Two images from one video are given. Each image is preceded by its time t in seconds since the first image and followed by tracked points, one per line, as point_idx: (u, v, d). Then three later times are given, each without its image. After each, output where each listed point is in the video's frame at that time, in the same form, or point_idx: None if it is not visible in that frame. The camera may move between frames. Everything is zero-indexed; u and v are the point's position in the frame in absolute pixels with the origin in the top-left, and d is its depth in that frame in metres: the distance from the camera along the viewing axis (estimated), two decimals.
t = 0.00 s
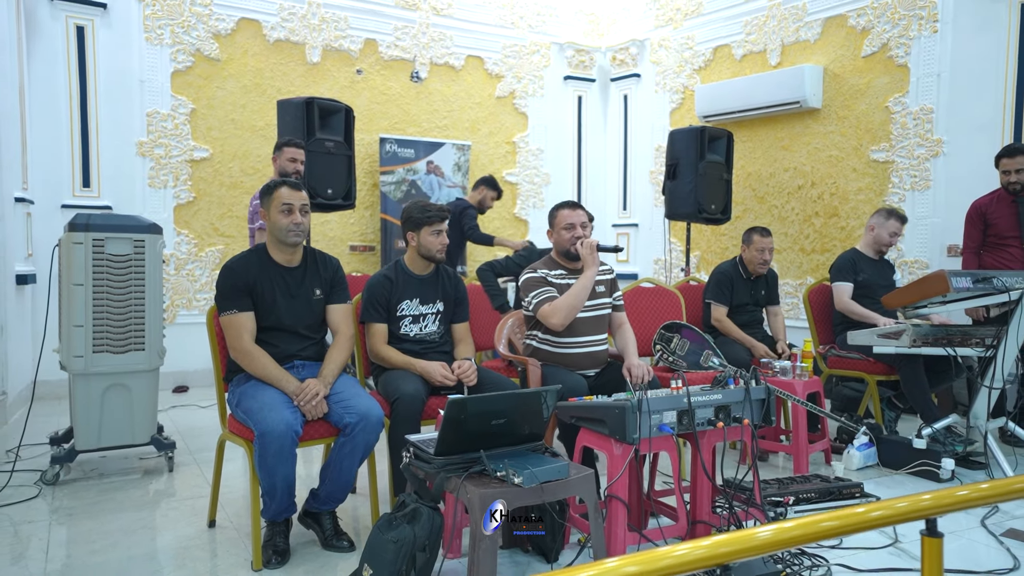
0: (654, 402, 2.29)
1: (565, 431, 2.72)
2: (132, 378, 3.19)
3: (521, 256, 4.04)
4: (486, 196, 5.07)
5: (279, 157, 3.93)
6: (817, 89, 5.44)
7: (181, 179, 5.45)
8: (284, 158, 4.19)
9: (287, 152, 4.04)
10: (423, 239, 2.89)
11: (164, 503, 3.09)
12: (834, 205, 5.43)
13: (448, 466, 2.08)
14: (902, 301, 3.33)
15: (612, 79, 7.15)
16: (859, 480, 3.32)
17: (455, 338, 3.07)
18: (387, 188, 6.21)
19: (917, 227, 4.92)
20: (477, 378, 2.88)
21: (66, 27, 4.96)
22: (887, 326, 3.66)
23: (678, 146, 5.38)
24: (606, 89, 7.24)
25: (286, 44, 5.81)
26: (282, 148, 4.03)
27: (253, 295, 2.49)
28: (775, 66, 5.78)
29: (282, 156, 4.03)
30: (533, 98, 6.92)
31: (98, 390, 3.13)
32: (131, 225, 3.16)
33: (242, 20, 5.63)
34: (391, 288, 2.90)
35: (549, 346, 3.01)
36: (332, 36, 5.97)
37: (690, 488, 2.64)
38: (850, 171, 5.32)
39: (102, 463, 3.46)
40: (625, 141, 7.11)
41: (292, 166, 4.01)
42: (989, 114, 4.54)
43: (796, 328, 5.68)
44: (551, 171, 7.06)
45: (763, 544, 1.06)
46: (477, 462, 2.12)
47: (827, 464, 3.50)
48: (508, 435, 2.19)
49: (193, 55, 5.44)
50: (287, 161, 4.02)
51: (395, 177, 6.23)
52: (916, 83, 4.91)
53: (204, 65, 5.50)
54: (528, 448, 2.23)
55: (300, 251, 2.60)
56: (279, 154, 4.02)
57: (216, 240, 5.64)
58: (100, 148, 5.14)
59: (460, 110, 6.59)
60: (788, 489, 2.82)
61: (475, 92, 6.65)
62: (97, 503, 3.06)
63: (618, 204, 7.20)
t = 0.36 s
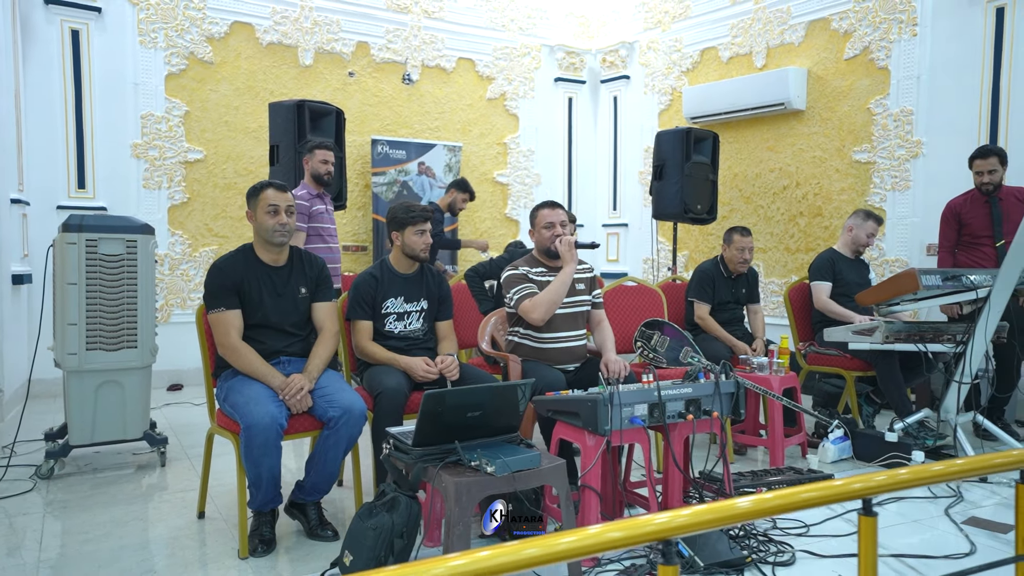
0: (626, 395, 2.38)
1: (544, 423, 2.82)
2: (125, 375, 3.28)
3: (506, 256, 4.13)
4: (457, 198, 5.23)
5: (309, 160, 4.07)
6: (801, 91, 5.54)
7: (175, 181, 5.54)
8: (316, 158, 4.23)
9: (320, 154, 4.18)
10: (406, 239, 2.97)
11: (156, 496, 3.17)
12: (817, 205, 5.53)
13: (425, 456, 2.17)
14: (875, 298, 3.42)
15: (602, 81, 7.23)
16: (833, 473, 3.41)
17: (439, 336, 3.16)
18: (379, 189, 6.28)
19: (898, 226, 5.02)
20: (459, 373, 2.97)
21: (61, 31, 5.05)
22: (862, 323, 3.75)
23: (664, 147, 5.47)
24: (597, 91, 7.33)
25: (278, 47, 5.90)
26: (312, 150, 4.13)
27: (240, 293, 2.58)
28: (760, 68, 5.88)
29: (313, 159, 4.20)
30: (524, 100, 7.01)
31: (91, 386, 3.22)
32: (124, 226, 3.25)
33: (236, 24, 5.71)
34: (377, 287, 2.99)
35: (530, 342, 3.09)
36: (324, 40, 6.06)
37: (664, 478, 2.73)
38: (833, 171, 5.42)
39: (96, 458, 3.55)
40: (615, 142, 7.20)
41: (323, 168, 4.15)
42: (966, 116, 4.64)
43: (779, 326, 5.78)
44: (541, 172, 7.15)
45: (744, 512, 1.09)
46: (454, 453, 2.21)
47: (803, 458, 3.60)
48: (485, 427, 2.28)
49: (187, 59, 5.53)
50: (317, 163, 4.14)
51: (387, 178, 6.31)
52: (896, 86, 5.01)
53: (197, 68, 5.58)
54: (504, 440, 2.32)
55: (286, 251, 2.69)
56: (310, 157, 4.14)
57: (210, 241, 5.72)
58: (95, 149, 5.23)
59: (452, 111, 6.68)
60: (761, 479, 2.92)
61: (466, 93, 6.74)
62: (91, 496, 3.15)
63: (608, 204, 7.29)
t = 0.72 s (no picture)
0: (585, 390, 2.43)
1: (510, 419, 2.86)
2: (102, 373, 3.32)
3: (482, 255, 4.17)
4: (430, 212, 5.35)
5: (326, 165, 4.19)
6: (780, 92, 5.59)
7: (160, 181, 5.58)
8: (332, 161, 4.27)
9: (334, 158, 4.29)
10: (376, 238, 3.02)
11: (131, 493, 3.22)
12: (797, 204, 5.58)
13: (387, 450, 2.22)
14: (843, 296, 3.47)
15: (587, 82, 7.28)
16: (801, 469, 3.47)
17: (410, 333, 3.21)
18: (364, 189, 6.32)
19: (875, 225, 5.08)
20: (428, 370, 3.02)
21: (44, 33, 5.08)
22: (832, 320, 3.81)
23: (645, 147, 5.51)
24: (582, 91, 7.38)
25: (263, 48, 5.94)
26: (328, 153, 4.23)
27: (209, 291, 2.62)
28: (742, 69, 5.93)
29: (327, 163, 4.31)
30: (509, 101, 7.05)
31: (68, 384, 3.26)
32: (100, 226, 3.29)
33: (220, 25, 5.76)
34: (347, 285, 3.03)
35: (499, 339, 3.14)
36: (309, 41, 6.10)
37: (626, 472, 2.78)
38: (813, 171, 5.47)
39: (75, 456, 3.59)
40: (600, 142, 7.25)
41: (339, 173, 4.27)
42: (940, 116, 4.69)
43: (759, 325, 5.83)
44: (527, 172, 7.20)
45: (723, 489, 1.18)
46: (414, 447, 2.26)
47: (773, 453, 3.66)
48: (445, 421, 2.33)
49: (171, 60, 5.57)
50: (333, 165, 4.27)
51: (372, 178, 6.35)
52: (873, 86, 5.07)
53: (182, 69, 5.63)
54: (464, 434, 2.37)
55: (255, 250, 2.73)
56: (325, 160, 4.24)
57: (195, 240, 5.76)
58: (79, 151, 5.27)
59: (437, 112, 6.72)
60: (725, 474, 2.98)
61: (451, 94, 6.78)
62: (67, 493, 3.19)
63: (593, 204, 7.35)
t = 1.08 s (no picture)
0: (556, 388, 2.37)
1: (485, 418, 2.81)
2: (77, 370, 3.28)
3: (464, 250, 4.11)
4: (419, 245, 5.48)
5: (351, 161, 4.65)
6: (774, 86, 5.52)
7: (148, 177, 5.55)
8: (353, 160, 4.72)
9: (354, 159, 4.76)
10: (350, 233, 2.99)
11: (106, 491, 3.17)
12: (791, 200, 5.51)
13: (350, 448, 2.16)
14: (831, 292, 3.40)
15: (582, 77, 7.23)
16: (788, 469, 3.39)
17: (386, 329, 3.17)
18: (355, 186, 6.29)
19: (870, 221, 5.00)
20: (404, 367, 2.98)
21: (31, 28, 5.04)
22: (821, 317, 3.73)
23: (637, 142, 5.44)
24: (576, 87, 7.32)
25: (253, 44, 5.90)
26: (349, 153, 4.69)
27: (177, 286, 2.57)
28: (736, 63, 5.86)
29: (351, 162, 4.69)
30: (503, 96, 7.00)
31: (42, 382, 3.21)
32: (75, 220, 3.25)
33: (209, 20, 5.72)
34: (320, 281, 3.01)
35: (477, 336, 3.09)
36: (299, 36, 6.06)
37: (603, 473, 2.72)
38: (807, 166, 5.39)
39: (51, 454, 3.55)
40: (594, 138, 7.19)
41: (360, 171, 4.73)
42: (935, 110, 4.62)
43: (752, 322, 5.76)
44: (521, 168, 7.14)
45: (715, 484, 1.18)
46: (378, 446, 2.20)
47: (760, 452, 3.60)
48: (411, 420, 2.27)
49: (160, 56, 5.54)
50: (353, 165, 4.70)
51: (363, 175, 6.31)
52: (868, 80, 4.99)
53: (171, 64, 5.59)
54: (431, 433, 2.31)
55: (224, 244, 2.68)
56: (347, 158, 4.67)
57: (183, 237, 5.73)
58: (67, 147, 5.23)
59: (429, 108, 6.67)
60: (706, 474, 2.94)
61: (444, 90, 6.73)
62: (40, 491, 3.15)
63: (587, 200, 7.29)
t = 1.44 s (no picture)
0: (558, 402, 2.19)
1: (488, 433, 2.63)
2: (74, 377, 3.19)
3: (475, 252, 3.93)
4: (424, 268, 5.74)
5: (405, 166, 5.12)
6: (807, 82, 5.26)
7: (165, 180, 5.51)
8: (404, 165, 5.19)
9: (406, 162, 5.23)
10: (349, 236, 2.84)
11: (99, 503, 3.07)
12: (826, 201, 5.23)
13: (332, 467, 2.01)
14: (866, 298, 3.15)
15: (608, 76, 7.02)
16: (819, 487, 3.16)
17: (388, 337, 3.02)
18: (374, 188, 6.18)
19: (911, 223, 4.71)
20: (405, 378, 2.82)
21: (50, 31, 5.03)
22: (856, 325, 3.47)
23: (662, 141, 5.22)
24: (603, 87, 7.11)
25: (271, 45, 5.83)
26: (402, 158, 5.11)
27: (162, 292, 2.45)
28: (767, 59, 5.60)
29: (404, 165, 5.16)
30: (527, 96, 6.83)
31: (38, 390, 3.13)
32: (73, 224, 3.17)
33: (227, 22, 5.66)
34: (319, 286, 2.86)
35: (482, 344, 2.91)
36: (318, 37, 5.98)
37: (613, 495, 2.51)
38: (843, 166, 5.11)
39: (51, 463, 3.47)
40: (621, 138, 6.98)
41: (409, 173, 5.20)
42: (982, 105, 4.32)
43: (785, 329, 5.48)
44: (545, 169, 6.96)
45: (752, 515, 1.05)
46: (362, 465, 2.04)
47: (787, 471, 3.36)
48: (400, 437, 2.11)
49: (178, 58, 5.50)
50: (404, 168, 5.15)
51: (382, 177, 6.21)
52: (908, 73, 4.70)
53: (189, 67, 5.55)
54: (421, 451, 2.14)
55: (214, 247, 2.56)
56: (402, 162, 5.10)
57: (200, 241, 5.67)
58: (84, 151, 5.21)
59: (451, 109, 6.54)
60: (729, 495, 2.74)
61: (466, 90, 6.59)
62: (33, 503, 3.06)
63: (614, 202, 7.08)
